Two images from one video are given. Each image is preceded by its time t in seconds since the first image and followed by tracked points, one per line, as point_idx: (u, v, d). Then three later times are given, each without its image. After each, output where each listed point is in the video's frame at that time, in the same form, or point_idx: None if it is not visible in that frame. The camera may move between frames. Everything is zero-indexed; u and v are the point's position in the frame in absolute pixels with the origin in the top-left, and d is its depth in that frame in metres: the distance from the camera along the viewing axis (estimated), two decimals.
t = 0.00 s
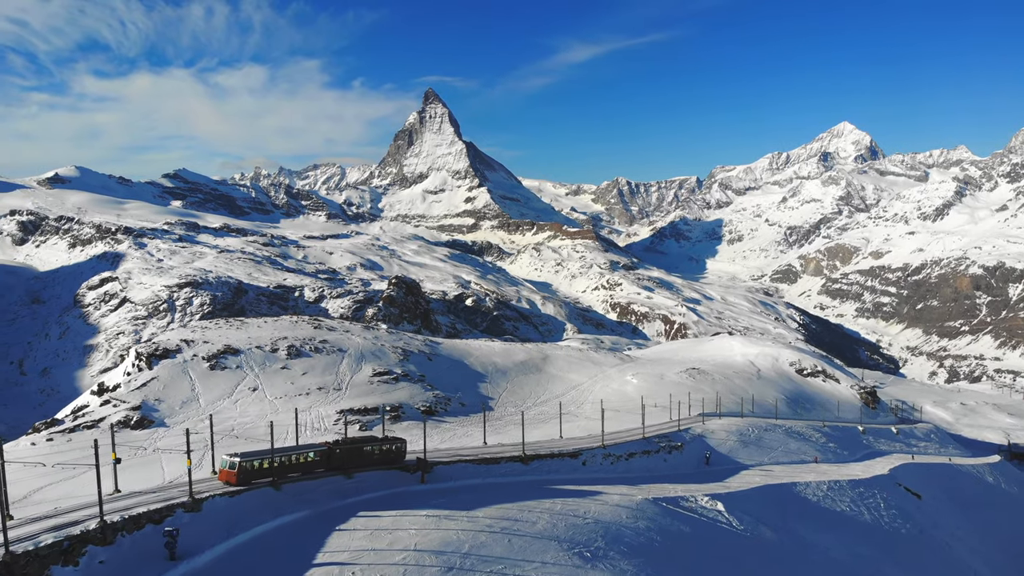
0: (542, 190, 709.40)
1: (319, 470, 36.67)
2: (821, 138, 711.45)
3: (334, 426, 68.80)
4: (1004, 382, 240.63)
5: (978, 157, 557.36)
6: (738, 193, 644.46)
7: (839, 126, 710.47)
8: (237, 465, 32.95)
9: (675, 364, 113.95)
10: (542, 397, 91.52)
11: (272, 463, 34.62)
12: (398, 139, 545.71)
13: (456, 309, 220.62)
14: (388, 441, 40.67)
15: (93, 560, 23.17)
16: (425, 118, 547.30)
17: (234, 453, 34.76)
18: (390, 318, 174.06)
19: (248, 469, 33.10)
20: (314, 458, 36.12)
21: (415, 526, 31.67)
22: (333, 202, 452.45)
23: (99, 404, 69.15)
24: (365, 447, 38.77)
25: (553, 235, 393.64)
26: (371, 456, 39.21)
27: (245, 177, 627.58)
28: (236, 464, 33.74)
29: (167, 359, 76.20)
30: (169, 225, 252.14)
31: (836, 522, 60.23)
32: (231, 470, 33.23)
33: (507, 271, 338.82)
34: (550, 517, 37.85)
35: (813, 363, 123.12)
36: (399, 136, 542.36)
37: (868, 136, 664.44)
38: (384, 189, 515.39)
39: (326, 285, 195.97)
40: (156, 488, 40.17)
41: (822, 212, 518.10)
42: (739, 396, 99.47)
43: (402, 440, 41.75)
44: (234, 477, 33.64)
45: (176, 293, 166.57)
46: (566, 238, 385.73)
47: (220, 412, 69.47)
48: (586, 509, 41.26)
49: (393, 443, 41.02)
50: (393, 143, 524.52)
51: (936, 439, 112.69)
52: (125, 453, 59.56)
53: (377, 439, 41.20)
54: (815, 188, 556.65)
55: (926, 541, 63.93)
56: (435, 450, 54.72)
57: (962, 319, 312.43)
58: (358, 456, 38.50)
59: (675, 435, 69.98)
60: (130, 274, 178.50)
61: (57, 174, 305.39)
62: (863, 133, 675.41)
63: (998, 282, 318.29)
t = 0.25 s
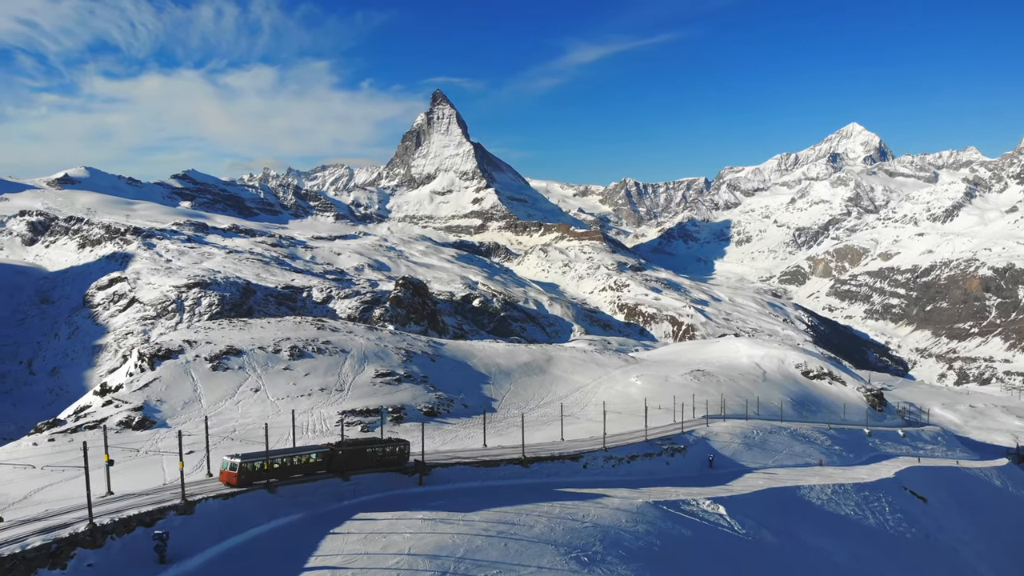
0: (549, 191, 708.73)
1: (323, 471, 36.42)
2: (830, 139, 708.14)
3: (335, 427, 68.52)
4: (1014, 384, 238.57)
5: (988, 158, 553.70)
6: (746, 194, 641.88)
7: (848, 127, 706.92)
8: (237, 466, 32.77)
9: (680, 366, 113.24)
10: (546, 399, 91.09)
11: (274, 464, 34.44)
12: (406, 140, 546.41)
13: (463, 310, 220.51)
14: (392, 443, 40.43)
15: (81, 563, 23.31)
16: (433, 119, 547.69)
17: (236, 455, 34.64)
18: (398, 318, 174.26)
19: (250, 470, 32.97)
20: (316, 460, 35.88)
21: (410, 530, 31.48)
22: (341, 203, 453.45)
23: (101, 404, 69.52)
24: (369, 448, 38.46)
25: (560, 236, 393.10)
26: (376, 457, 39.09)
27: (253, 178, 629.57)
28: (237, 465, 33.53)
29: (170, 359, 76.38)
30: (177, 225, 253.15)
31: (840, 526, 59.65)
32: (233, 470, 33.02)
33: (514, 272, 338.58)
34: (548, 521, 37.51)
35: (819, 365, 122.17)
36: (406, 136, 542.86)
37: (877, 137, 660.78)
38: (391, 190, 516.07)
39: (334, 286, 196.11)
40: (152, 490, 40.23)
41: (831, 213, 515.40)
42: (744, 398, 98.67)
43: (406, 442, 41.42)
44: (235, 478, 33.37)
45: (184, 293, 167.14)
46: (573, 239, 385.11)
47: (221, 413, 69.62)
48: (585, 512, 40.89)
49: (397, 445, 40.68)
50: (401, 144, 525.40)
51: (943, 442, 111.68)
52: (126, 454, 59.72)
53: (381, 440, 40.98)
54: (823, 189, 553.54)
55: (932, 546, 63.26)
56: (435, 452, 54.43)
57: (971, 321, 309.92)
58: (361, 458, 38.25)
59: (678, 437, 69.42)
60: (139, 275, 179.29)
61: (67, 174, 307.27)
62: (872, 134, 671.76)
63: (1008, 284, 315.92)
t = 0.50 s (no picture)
0: (557, 192, 708.08)
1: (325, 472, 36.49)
2: (840, 140, 704.62)
3: (337, 429, 68.29)
4: None
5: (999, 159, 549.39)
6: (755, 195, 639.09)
7: (858, 128, 703.09)
8: (238, 467, 33.59)
9: (685, 367, 112.50)
10: (549, 400, 90.72)
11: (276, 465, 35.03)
12: (414, 141, 547.16)
13: (471, 311, 220.30)
14: (397, 445, 40.43)
15: (69, 566, 23.70)
16: (441, 120, 548.18)
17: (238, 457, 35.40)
18: (405, 319, 174.45)
19: (251, 471, 33.48)
20: (318, 462, 36.16)
21: (405, 534, 31.33)
22: (349, 203, 454.34)
23: (104, 405, 69.91)
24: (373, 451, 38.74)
25: (568, 237, 392.69)
26: (380, 459, 39.20)
27: (262, 179, 631.86)
28: (240, 466, 34.05)
29: (173, 360, 76.54)
30: (187, 226, 254.21)
31: (844, 530, 59.06)
32: (234, 472, 33.63)
33: (522, 273, 338.36)
34: (547, 524, 37.21)
35: (826, 367, 121.15)
36: (415, 138, 543.29)
37: (887, 138, 656.80)
38: (399, 191, 516.88)
39: (342, 286, 196.25)
40: (149, 491, 40.35)
41: (840, 214, 512.57)
42: (750, 400, 97.86)
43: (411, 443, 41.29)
44: (237, 479, 33.88)
45: (193, 293, 167.87)
46: (581, 240, 384.61)
47: (224, 413, 69.83)
48: (584, 515, 40.51)
49: (402, 446, 40.65)
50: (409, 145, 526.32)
51: (951, 445, 110.61)
52: (127, 454, 59.96)
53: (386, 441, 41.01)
54: (833, 190, 550.38)
55: (937, 551, 62.88)
56: (435, 455, 54.11)
57: (982, 322, 307.27)
58: (364, 460, 38.38)
59: (682, 440, 68.84)
60: (149, 275, 180.11)
61: (77, 175, 309.37)
62: (882, 134, 667.79)
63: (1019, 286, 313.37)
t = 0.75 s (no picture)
0: (562, 192, 707.64)
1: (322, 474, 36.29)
2: (845, 141, 702.55)
3: (336, 430, 68.15)
4: None
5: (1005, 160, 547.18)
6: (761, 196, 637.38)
7: (864, 129, 700.90)
8: (236, 468, 33.15)
9: (687, 369, 112.02)
10: (549, 402, 90.39)
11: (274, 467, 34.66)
12: (419, 142, 547.54)
13: (475, 312, 220.16)
14: (397, 446, 40.19)
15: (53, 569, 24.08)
16: (446, 121, 548.34)
17: (234, 458, 34.90)
18: (409, 320, 174.46)
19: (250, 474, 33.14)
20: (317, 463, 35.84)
21: (397, 536, 31.23)
22: (354, 204, 454.82)
23: (102, 405, 70.22)
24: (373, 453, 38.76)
25: (572, 237, 392.44)
26: (379, 461, 39.08)
27: (268, 180, 633.37)
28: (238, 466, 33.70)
29: (171, 361, 76.60)
30: (193, 227, 254.80)
31: (845, 533, 58.63)
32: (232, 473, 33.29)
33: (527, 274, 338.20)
34: (541, 527, 36.96)
35: (828, 369, 120.47)
36: (420, 138, 543.45)
37: (893, 138, 654.49)
38: (404, 192, 517.35)
39: (347, 287, 196.28)
40: (140, 493, 40.45)
41: (846, 215, 510.73)
42: (751, 402, 97.24)
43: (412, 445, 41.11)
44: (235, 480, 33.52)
45: (198, 294, 168.18)
46: (586, 241, 384.29)
47: (222, 413, 69.87)
48: (579, 518, 40.23)
49: (402, 448, 40.51)
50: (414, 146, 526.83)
51: (955, 447, 109.87)
52: (125, 455, 60.11)
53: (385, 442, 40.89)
54: (838, 191, 548.50)
55: (938, 554, 62.46)
56: (432, 457, 53.86)
57: (988, 323, 305.61)
58: (363, 462, 38.25)
59: (682, 442, 68.41)
60: (154, 275, 180.52)
61: (84, 176, 310.52)
62: (888, 135, 665.45)
63: None
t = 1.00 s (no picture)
0: (562, 194, 707.30)
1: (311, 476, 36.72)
2: (845, 142, 702.82)
3: (329, 432, 67.84)
4: None
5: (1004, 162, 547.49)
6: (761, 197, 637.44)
7: (863, 130, 701.16)
8: (228, 469, 33.65)
9: (683, 370, 111.73)
10: (545, 403, 90.18)
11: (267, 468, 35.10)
12: (419, 143, 547.37)
13: (474, 313, 219.89)
14: (391, 448, 40.50)
15: (30, 572, 24.04)
16: (446, 122, 548.03)
17: (227, 458, 35.37)
18: (409, 320, 174.10)
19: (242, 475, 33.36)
20: (311, 464, 36.26)
21: (382, 540, 31.08)
22: (354, 205, 454.44)
23: (95, 406, 70.18)
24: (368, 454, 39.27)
25: (572, 238, 392.26)
26: (374, 462, 39.41)
27: (268, 181, 633.40)
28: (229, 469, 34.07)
29: (164, 362, 76.42)
30: (192, 227, 254.69)
31: (839, 536, 58.34)
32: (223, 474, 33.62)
33: (526, 275, 337.98)
34: (530, 530, 36.69)
35: (825, 370, 120.13)
36: (420, 139, 543.08)
37: (893, 140, 654.57)
38: (404, 193, 517.20)
39: (346, 288, 195.97)
40: (127, 494, 40.37)
41: (845, 216, 510.60)
42: (746, 403, 96.94)
43: (408, 447, 41.48)
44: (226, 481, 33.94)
45: (198, 294, 168.11)
46: (586, 242, 384.05)
47: (215, 415, 69.65)
48: (569, 521, 39.93)
49: (396, 449, 40.85)
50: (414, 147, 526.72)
51: (952, 449, 109.58)
52: (116, 456, 60.01)
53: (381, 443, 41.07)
54: (838, 192, 548.43)
55: (933, 557, 62.21)
56: (422, 459, 53.52)
57: (987, 325, 305.41)
58: (357, 463, 38.61)
59: (676, 444, 68.05)
60: (154, 276, 180.23)
61: (83, 176, 310.45)
62: (888, 136, 665.67)
63: None
